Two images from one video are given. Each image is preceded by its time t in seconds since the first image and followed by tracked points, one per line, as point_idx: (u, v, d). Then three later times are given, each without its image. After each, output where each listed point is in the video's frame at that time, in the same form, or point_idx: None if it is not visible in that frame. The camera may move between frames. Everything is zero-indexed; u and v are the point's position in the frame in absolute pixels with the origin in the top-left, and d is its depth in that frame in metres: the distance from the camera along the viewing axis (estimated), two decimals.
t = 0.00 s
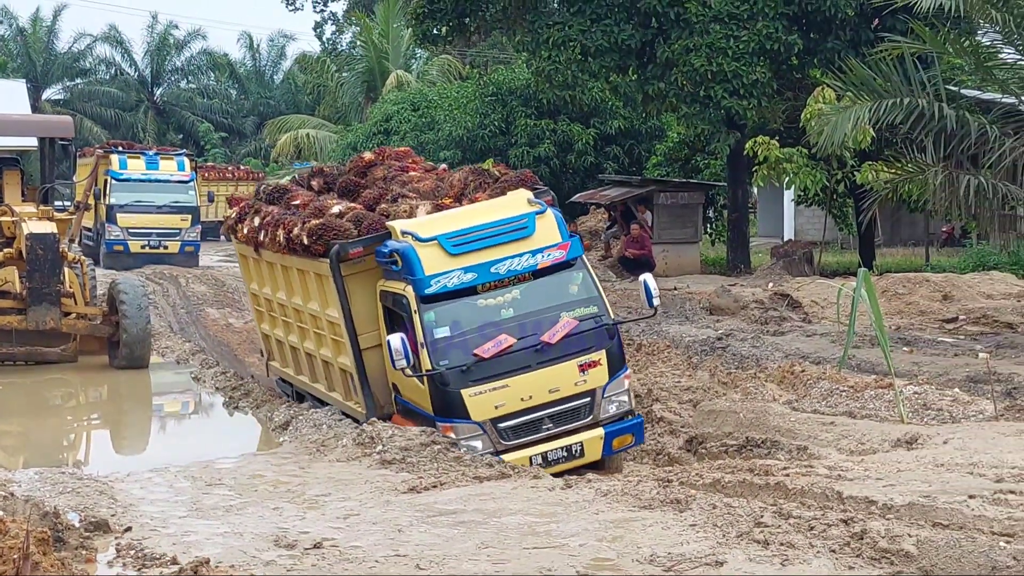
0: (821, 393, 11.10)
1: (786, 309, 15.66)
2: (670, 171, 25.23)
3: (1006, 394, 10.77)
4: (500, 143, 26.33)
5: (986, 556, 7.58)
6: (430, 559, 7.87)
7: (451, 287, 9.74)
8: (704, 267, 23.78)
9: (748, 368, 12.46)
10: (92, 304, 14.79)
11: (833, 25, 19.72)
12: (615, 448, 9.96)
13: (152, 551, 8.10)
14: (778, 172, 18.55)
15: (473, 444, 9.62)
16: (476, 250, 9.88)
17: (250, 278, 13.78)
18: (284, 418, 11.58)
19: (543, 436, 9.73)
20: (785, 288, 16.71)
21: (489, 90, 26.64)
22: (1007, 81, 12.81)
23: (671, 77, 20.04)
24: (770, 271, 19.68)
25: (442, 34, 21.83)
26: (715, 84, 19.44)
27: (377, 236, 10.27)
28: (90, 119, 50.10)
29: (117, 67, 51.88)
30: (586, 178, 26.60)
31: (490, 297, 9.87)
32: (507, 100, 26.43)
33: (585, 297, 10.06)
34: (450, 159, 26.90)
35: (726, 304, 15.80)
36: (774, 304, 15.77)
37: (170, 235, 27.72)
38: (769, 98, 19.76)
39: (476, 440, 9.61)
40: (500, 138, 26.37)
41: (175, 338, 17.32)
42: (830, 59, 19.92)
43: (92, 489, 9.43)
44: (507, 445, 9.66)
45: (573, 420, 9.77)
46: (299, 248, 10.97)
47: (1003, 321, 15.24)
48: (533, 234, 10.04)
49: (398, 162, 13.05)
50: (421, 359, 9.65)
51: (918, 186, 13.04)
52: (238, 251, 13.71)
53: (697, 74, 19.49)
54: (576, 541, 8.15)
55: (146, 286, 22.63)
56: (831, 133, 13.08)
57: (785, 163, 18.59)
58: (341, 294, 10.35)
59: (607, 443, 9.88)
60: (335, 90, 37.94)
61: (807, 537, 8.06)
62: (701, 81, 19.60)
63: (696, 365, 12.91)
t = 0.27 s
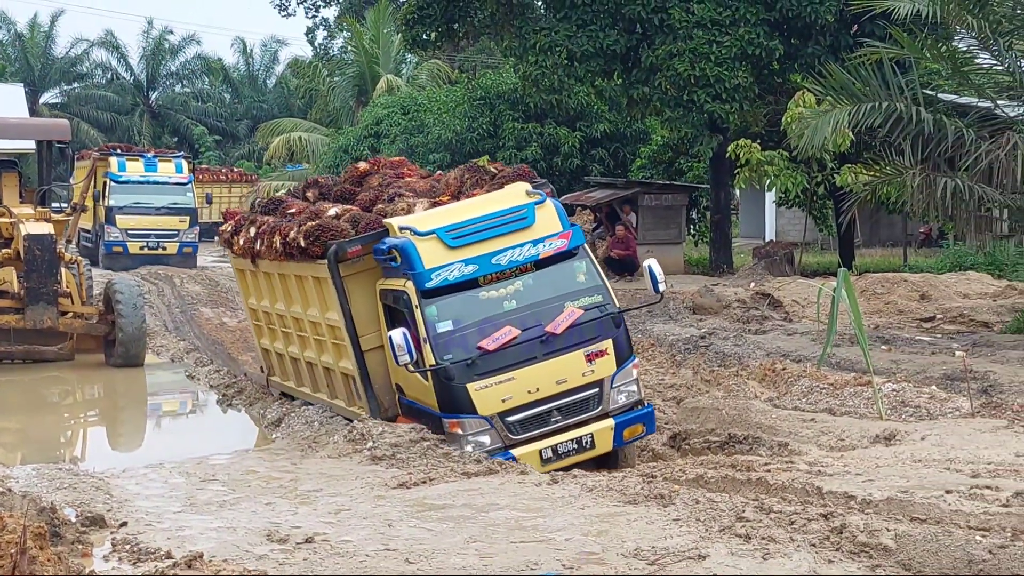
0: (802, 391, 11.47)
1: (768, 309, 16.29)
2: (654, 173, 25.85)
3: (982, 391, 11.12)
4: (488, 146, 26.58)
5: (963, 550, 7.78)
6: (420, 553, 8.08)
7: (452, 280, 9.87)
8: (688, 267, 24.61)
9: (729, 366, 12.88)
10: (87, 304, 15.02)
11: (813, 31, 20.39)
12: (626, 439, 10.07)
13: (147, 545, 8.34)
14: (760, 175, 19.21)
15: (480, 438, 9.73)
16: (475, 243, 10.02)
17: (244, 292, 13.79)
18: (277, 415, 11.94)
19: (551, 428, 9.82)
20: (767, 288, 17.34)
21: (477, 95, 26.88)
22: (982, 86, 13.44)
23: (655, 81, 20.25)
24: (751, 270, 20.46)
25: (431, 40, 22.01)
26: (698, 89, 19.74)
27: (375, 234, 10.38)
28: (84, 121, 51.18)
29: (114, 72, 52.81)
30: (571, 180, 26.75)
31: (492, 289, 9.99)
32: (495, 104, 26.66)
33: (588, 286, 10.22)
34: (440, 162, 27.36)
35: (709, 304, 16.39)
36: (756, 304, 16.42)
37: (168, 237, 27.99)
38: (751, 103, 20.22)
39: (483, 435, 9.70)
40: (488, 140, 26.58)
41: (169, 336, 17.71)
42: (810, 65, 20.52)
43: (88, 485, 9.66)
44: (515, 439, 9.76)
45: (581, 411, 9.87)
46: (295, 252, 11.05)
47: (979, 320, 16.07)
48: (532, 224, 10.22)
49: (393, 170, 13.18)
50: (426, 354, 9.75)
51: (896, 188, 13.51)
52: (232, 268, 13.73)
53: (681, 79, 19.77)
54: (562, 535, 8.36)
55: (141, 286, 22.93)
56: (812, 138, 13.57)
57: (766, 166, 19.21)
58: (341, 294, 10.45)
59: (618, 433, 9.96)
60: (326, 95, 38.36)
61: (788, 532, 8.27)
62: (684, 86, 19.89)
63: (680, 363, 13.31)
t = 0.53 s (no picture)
0: (791, 392, 11.57)
1: (757, 310, 16.62)
2: (644, 175, 26.15)
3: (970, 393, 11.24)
4: (479, 147, 26.73)
5: (952, 551, 7.80)
6: (409, 552, 8.12)
7: (466, 280, 9.77)
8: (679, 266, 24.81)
9: (719, 367, 13.03)
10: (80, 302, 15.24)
11: (803, 34, 20.50)
12: (645, 446, 9.98)
13: (137, 543, 8.38)
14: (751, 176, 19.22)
15: (494, 444, 9.61)
16: (489, 242, 9.95)
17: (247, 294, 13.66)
18: (268, 413, 12.05)
19: (567, 434, 9.73)
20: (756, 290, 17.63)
21: (468, 95, 26.91)
22: (972, 89, 13.66)
23: (646, 83, 20.32)
24: (742, 272, 20.66)
25: (423, 40, 21.94)
26: (689, 91, 19.85)
27: (388, 232, 10.29)
28: (79, 121, 51.05)
29: (106, 71, 52.94)
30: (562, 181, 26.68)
31: (507, 291, 9.91)
32: (486, 105, 26.64)
33: (605, 288, 10.15)
34: (431, 162, 27.47)
35: (699, 305, 16.69)
36: (746, 305, 16.70)
37: (163, 235, 28.47)
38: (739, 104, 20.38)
39: (497, 440, 9.59)
40: (479, 141, 26.75)
41: (160, 334, 17.86)
42: (800, 66, 20.63)
43: (79, 482, 9.70)
44: (530, 445, 9.65)
45: (598, 417, 9.79)
46: (305, 249, 10.95)
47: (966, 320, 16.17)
48: (548, 224, 10.15)
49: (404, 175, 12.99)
50: (439, 357, 9.64)
51: (886, 189, 13.76)
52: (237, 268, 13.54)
53: (672, 81, 19.86)
54: (552, 535, 8.39)
55: (133, 285, 22.98)
56: (801, 138, 13.70)
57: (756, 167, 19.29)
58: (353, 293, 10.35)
59: (637, 439, 9.88)
60: (318, 94, 38.43)
61: (776, 531, 8.32)
62: (675, 87, 20.00)
63: (670, 363, 13.46)
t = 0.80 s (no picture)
0: (781, 392, 11.65)
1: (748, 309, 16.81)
2: (635, 175, 26.31)
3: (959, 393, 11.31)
4: (472, 147, 26.37)
5: (942, 550, 7.84)
6: (401, 551, 8.16)
7: (493, 273, 9.85)
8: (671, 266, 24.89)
9: (710, 367, 13.11)
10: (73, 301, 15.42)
11: (796, 34, 20.37)
12: (663, 454, 10.07)
13: (130, 542, 8.42)
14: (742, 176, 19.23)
15: (510, 441, 9.61)
16: (518, 235, 10.03)
17: (266, 284, 13.74)
18: (260, 412, 12.08)
19: (586, 437, 9.78)
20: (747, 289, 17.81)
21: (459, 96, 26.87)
22: (963, 89, 13.89)
23: (638, 83, 20.23)
24: (733, 272, 20.78)
25: (415, 40, 22.10)
26: (681, 91, 19.77)
27: (416, 220, 10.37)
28: (70, 120, 51.80)
29: (98, 71, 53.35)
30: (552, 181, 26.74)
31: (532, 286, 10.00)
32: (478, 105, 26.51)
33: (632, 290, 10.25)
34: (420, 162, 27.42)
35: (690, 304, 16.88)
36: (736, 305, 16.85)
37: (159, 235, 28.55)
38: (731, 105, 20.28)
39: (515, 438, 9.59)
40: (472, 142, 26.38)
41: (152, 335, 17.96)
42: (791, 67, 20.56)
43: (72, 482, 9.73)
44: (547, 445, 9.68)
45: (618, 421, 9.86)
46: (330, 234, 11.04)
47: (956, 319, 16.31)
48: (579, 221, 10.24)
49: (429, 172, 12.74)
50: (460, 347, 9.70)
51: (876, 190, 13.96)
52: (254, 255, 13.81)
53: (663, 81, 19.77)
54: (543, 534, 8.43)
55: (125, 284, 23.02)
56: (792, 139, 13.83)
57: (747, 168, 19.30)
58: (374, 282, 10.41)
59: (656, 447, 9.99)
60: (310, 94, 38.47)
61: (766, 531, 8.35)
62: (666, 88, 19.85)
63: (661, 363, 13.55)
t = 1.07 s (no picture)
0: (771, 391, 11.73)
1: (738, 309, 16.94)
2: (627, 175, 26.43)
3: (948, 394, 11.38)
4: (463, 147, 26.42)
5: (931, 548, 7.88)
6: (393, 550, 8.18)
7: (524, 245, 9.97)
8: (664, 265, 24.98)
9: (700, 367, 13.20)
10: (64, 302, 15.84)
11: (785, 35, 20.45)
12: (682, 446, 9.98)
13: (121, 541, 8.43)
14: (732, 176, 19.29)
15: (529, 415, 9.53)
16: (553, 213, 10.18)
17: (283, 284, 13.97)
18: (252, 413, 12.08)
19: (606, 420, 9.72)
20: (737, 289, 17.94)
21: (451, 95, 26.84)
22: (952, 90, 14.32)
23: (628, 84, 20.19)
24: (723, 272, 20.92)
25: (406, 41, 22.08)
26: (670, 92, 19.77)
27: (451, 195, 10.54)
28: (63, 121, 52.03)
29: (91, 71, 53.58)
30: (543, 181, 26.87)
31: (564, 265, 10.09)
32: (470, 106, 26.55)
33: (666, 280, 10.27)
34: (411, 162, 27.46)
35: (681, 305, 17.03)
36: (727, 304, 16.98)
37: (155, 234, 28.65)
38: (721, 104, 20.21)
39: (532, 411, 9.51)
40: (463, 142, 26.45)
41: (145, 334, 18.04)
42: (782, 67, 20.69)
43: (63, 481, 9.75)
44: (565, 423, 9.61)
45: (640, 408, 9.81)
46: (360, 210, 11.16)
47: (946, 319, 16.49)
48: (617, 206, 10.33)
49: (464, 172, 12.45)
50: (486, 314, 9.79)
51: (865, 190, 14.05)
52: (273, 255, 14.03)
53: (654, 82, 19.73)
54: (535, 533, 8.47)
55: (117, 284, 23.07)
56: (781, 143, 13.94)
57: (738, 168, 19.32)
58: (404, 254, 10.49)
59: (676, 438, 9.90)
60: (302, 95, 38.47)
61: (757, 530, 8.39)
62: (656, 89, 19.88)
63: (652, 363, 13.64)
